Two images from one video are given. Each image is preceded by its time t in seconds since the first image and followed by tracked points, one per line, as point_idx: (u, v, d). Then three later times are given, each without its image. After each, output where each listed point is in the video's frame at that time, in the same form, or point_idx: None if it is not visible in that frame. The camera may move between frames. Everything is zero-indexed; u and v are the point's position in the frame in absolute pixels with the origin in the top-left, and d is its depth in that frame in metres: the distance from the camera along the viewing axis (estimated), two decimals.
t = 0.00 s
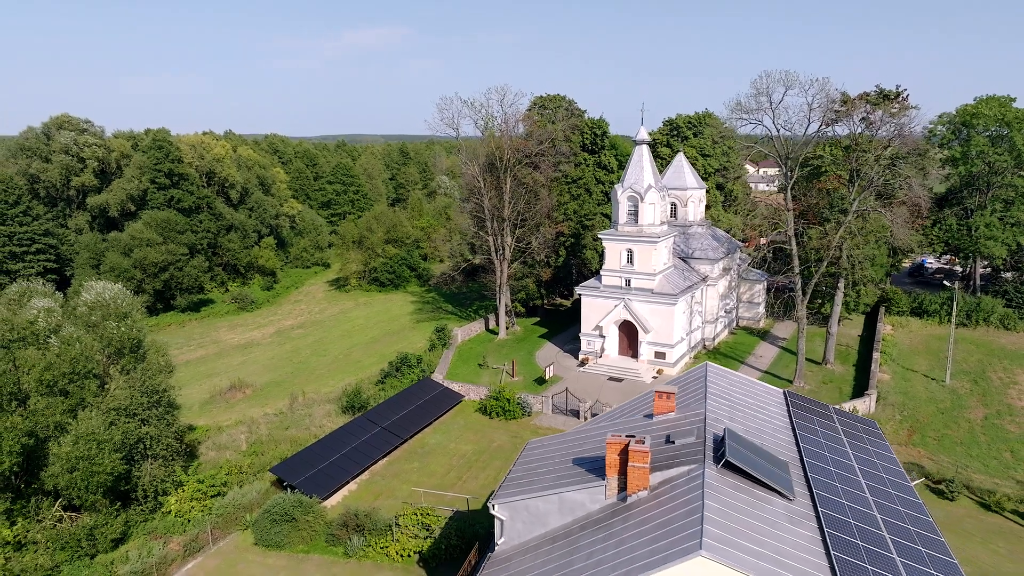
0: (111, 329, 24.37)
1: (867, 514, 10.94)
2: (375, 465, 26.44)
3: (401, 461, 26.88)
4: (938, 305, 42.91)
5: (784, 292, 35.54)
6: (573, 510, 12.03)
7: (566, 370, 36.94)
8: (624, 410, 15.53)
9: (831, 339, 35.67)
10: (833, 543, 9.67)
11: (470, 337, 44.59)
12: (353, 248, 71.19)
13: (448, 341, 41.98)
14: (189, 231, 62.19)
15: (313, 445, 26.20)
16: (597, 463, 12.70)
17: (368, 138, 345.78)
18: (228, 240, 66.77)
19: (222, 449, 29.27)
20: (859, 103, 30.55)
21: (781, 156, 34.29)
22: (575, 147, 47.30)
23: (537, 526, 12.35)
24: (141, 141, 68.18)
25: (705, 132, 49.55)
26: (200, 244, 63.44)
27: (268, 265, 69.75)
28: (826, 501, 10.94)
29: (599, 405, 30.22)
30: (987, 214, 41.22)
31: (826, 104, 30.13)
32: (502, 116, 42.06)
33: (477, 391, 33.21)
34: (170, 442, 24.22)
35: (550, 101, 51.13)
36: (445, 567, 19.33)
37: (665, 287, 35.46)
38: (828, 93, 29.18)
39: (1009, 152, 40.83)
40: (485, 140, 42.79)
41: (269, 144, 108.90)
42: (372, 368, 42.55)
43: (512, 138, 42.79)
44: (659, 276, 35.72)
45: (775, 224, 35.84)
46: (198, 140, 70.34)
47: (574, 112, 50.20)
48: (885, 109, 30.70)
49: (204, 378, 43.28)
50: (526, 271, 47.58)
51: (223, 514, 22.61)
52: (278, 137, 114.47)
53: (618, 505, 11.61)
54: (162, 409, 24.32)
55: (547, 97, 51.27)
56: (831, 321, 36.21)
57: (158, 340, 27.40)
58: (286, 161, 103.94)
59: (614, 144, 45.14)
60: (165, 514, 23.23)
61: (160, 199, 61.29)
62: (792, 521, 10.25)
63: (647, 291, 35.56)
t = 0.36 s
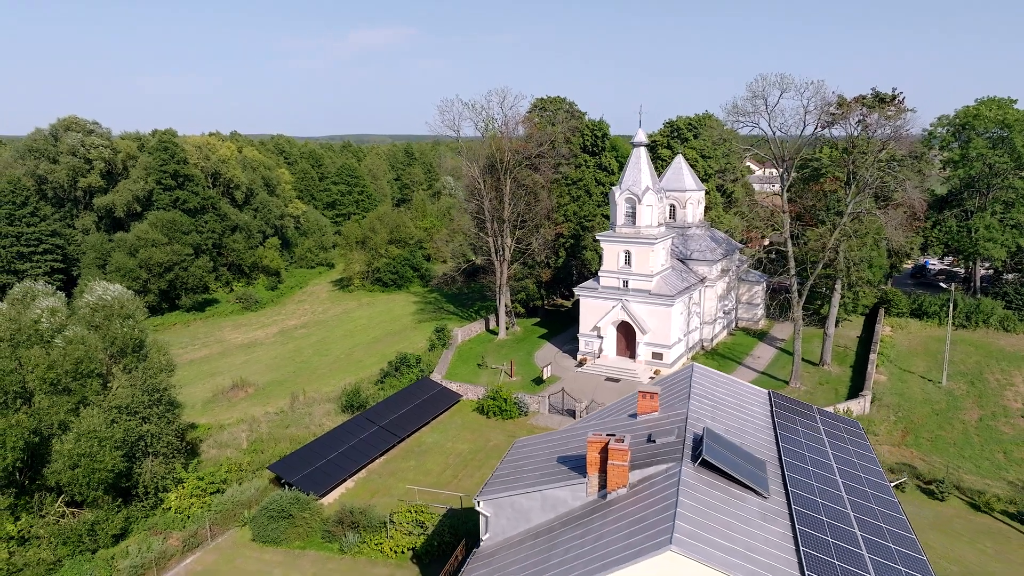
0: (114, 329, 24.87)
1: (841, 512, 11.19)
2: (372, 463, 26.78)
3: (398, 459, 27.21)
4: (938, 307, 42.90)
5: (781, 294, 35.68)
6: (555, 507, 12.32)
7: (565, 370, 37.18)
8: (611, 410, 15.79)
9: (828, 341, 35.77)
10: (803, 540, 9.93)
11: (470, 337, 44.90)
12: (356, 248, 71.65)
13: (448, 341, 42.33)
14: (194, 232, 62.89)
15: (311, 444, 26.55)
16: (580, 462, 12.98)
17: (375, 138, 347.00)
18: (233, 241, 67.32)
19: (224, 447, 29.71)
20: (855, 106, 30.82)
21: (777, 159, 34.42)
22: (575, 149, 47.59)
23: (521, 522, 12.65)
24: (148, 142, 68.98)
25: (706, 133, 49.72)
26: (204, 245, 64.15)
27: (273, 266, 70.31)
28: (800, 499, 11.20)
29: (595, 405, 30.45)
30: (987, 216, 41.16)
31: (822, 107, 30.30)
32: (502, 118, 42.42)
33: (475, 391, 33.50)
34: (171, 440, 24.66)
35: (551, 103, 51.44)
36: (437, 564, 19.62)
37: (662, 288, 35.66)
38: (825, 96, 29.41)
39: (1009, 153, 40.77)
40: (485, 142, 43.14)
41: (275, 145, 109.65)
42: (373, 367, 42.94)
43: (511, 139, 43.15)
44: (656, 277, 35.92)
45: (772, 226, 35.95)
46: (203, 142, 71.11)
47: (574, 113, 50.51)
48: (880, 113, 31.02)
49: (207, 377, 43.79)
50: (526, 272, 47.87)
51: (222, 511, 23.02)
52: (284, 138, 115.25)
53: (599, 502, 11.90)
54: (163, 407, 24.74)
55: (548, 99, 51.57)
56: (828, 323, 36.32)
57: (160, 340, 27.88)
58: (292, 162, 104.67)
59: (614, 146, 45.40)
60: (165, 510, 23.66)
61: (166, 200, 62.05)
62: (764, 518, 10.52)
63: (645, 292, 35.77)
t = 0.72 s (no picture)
0: (116, 328, 25.22)
1: (814, 509, 11.44)
2: (369, 462, 27.08)
3: (394, 458, 27.50)
4: (936, 308, 42.95)
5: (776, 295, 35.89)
6: (538, 503, 12.58)
7: (562, 370, 37.40)
8: (597, 409, 16.02)
9: (825, 342, 35.86)
10: (774, 537, 10.17)
11: (469, 337, 45.27)
12: (359, 249, 72.06)
13: (447, 341, 42.67)
14: (198, 232, 63.43)
15: (308, 442, 26.89)
16: (563, 461, 13.25)
17: (383, 139, 347.85)
18: (237, 241, 67.89)
19: (224, 445, 30.10)
20: (851, 109, 31.00)
21: (772, 161, 34.61)
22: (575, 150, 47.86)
23: (505, 519, 12.91)
24: (153, 144, 69.58)
25: (705, 135, 49.91)
26: (209, 245, 64.71)
27: (276, 266, 70.80)
28: (776, 497, 11.43)
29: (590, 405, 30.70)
30: (986, 217, 41.17)
31: (818, 109, 30.48)
32: (501, 119, 42.73)
33: (472, 391, 33.78)
34: (170, 437, 24.99)
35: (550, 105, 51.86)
36: (429, 560, 19.92)
37: (659, 289, 35.84)
38: (820, 99, 29.57)
39: (1008, 155, 40.78)
40: (485, 143, 43.42)
41: (280, 146, 110.30)
42: (374, 367, 43.31)
43: (511, 141, 43.46)
44: (653, 278, 36.10)
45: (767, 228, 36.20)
46: (208, 143, 71.72)
47: (574, 115, 50.79)
48: (875, 116, 31.21)
49: (209, 376, 44.23)
50: (525, 273, 48.17)
51: (220, 507, 23.37)
52: (289, 138, 115.85)
53: (580, 499, 12.16)
54: (162, 406, 25.01)
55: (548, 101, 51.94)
56: (825, 324, 36.43)
57: (161, 339, 28.24)
58: (297, 163, 105.27)
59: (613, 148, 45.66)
60: (164, 506, 24.06)
61: (170, 201, 62.57)
62: (738, 515, 10.77)
63: (642, 293, 35.94)
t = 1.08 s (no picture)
0: (118, 327, 25.63)
1: (791, 507, 11.66)
2: (366, 460, 27.39)
3: (391, 456, 27.81)
4: (936, 309, 43.00)
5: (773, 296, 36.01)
6: (523, 500, 12.83)
7: (561, 370, 37.63)
8: (585, 409, 16.25)
9: (823, 343, 35.92)
10: (749, 533, 10.39)
11: (470, 337, 45.60)
12: (362, 249, 72.48)
13: (447, 341, 42.97)
14: (203, 233, 63.99)
15: (306, 440, 27.20)
16: (548, 459, 13.49)
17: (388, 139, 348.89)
18: (241, 241, 68.44)
19: (224, 443, 30.50)
20: (847, 111, 31.01)
21: (768, 162, 34.74)
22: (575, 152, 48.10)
23: (491, 516, 13.15)
24: (159, 145, 70.22)
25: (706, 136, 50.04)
26: (212, 245, 65.25)
27: (280, 266, 71.31)
28: (753, 495, 11.66)
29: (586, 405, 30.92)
30: (985, 218, 41.17)
31: (813, 112, 30.56)
32: (502, 121, 43.02)
33: (469, 390, 34.06)
34: (169, 435, 25.37)
35: (551, 107, 52.23)
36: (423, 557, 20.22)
37: (657, 290, 35.97)
38: (816, 102, 29.63)
39: (1007, 156, 40.80)
40: (485, 145, 43.70)
41: (285, 146, 110.96)
42: (374, 366, 43.68)
43: (511, 143, 43.76)
44: (651, 279, 36.28)
45: (763, 229, 36.37)
46: (213, 144, 72.31)
47: (575, 117, 51.07)
48: (871, 118, 31.21)
49: (212, 375, 44.67)
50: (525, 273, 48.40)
51: (218, 504, 23.72)
52: (294, 139, 116.52)
53: (563, 496, 12.40)
54: (162, 404, 25.37)
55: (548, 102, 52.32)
56: (823, 324, 36.50)
57: (161, 339, 28.61)
58: (302, 163, 105.82)
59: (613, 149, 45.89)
60: (164, 503, 24.47)
61: (174, 202, 63.10)
62: (715, 512, 10.99)
63: (639, 294, 36.09)
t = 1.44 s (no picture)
0: (121, 327, 26.00)
1: (773, 506, 11.83)
2: (365, 458, 27.66)
3: (390, 455, 28.07)
4: (938, 310, 42.93)
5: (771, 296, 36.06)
6: (511, 498, 13.03)
7: (560, 371, 37.81)
8: (575, 408, 16.42)
9: (822, 344, 35.95)
10: (728, 531, 10.57)
11: (472, 337, 45.98)
12: (366, 249, 72.83)
13: (448, 341, 43.22)
14: (208, 233, 64.54)
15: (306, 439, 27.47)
16: (536, 458, 13.69)
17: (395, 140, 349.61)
18: (246, 241, 68.98)
19: (226, 441, 30.85)
20: (845, 113, 30.98)
21: (767, 162, 34.80)
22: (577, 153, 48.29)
23: (480, 513, 13.36)
24: (165, 145, 70.82)
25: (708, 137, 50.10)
26: (218, 245, 65.79)
27: (285, 266, 71.79)
28: (736, 493, 11.83)
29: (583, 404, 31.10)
30: (987, 219, 41.06)
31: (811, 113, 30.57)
32: (503, 122, 43.26)
33: (468, 390, 34.29)
34: (170, 433, 25.71)
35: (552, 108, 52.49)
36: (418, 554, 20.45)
37: (656, 291, 36.07)
38: (813, 103, 29.65)
39: (1009, 157, 40.72)
40: (487, 146, 43.95)
41: (292, 147, 111.56)
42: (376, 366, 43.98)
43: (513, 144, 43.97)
44: (650, 280, 36.42)
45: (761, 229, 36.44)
46: (219, 145, 72.88)
47: (576, 118, 51.26)
48: (869, 120, 31.13)
49: (215, 374, 45.08)
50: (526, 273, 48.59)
51: (218, 501, 24.03)
52: (300, 139, 117.12)
53: (550, 494, 12.61)
54: (163, 402, 25.71)
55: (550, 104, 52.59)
56: (822, 325, 36.51)
57: (164, 338, 28.97)
58: (308, 164, 106.38)
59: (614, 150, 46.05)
60: (165, 500, 24.81)
61: (180, 202, 63.62)
62: (696, 510, 11.18)
63: (639, 295, 36.20)
